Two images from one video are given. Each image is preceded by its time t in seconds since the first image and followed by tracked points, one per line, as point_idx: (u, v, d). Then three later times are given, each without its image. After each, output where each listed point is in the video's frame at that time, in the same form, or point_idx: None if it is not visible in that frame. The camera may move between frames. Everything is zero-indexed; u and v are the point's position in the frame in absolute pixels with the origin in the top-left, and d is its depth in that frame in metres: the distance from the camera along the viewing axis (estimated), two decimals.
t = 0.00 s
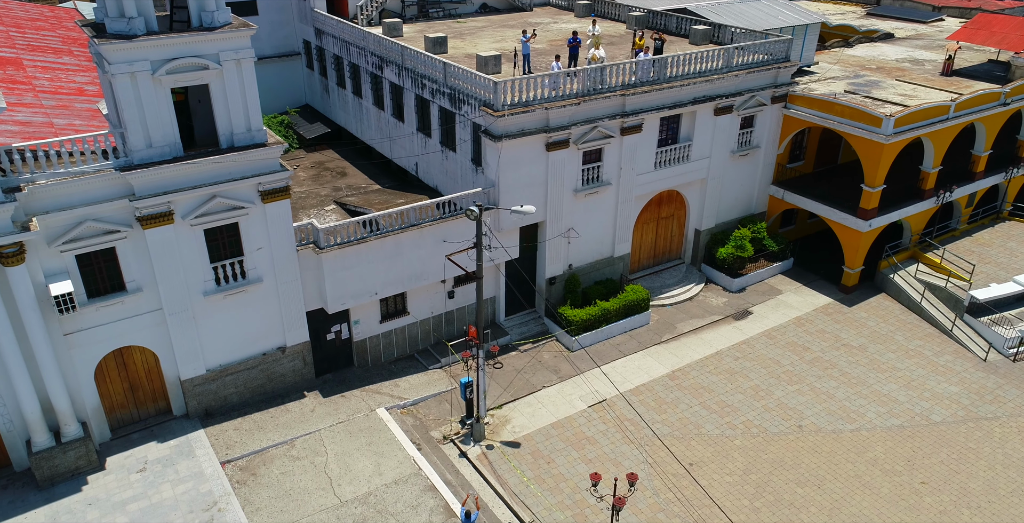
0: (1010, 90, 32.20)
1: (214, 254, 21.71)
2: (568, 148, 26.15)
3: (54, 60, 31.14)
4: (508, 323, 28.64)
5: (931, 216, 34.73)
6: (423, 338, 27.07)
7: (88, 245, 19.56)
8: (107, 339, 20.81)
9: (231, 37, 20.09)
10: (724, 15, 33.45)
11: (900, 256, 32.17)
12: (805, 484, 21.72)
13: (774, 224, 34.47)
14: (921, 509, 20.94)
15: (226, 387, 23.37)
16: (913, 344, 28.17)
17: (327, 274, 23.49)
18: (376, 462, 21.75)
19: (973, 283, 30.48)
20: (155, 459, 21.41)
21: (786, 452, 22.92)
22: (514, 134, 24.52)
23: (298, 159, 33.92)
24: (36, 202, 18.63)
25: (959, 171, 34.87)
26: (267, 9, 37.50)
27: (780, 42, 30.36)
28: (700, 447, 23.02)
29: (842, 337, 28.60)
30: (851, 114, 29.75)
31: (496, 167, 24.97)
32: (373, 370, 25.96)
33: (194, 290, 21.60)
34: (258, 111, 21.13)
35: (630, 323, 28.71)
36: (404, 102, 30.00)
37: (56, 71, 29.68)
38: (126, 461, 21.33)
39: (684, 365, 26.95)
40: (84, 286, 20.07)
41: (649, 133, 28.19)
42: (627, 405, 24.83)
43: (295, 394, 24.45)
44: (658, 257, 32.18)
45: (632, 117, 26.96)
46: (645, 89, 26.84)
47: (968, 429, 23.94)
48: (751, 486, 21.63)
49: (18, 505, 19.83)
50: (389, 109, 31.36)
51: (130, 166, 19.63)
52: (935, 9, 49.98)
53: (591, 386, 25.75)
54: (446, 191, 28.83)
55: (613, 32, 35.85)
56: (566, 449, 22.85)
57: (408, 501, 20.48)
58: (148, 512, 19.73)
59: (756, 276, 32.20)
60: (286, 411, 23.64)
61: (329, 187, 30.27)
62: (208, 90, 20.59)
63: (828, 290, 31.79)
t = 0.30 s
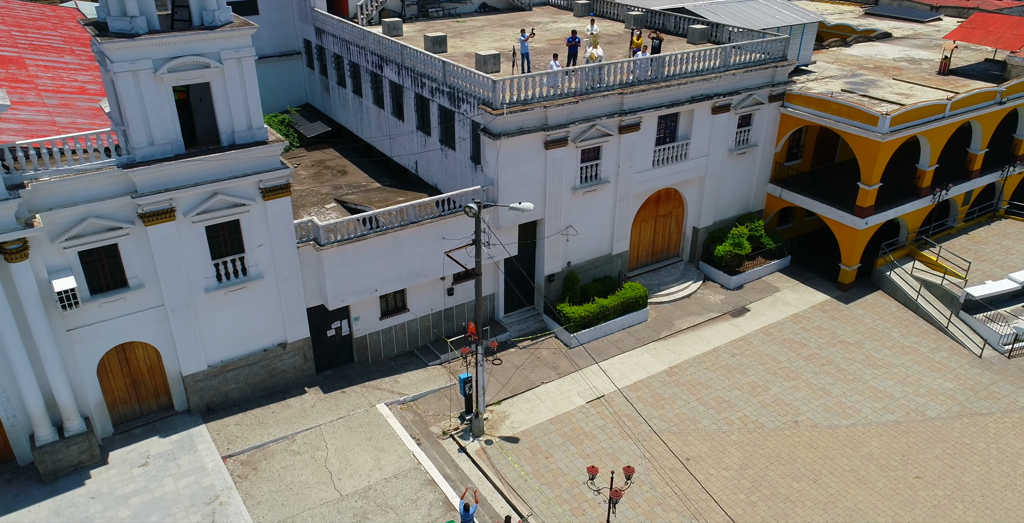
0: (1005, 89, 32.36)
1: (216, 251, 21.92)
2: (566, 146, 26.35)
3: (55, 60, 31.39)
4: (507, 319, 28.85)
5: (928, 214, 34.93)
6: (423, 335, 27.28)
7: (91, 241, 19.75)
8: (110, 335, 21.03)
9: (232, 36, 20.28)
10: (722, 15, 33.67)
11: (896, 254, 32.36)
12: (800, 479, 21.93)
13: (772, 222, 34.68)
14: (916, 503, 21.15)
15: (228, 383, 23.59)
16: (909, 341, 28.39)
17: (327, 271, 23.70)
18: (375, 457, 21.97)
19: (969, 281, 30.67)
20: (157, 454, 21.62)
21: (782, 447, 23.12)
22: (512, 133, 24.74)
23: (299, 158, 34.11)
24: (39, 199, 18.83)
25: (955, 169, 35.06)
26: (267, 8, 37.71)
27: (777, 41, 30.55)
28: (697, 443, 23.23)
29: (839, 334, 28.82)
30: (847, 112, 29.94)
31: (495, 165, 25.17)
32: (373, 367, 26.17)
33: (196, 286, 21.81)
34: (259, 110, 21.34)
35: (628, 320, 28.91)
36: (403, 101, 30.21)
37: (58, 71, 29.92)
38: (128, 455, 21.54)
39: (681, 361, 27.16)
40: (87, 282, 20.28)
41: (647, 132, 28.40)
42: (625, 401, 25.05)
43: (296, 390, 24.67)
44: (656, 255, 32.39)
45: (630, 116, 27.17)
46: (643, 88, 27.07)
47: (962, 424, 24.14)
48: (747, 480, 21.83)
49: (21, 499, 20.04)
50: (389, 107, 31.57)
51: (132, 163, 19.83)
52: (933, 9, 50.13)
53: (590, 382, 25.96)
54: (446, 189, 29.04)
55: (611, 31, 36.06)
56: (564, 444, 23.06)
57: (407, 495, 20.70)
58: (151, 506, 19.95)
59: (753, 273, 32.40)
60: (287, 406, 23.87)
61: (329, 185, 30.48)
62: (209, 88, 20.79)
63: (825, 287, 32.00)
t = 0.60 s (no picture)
0: (1001, 87, 32.59)
1: (219, 246, 22.19)
2: (565, 144, 26.63)
3: (59, 59, 31.70)
4: (507, 315, 29.13)
5: (924, 211, 35.19)
6: (423, 330, 27.56)
7: (96, 236, 20.02)
8: (114, 329, 21.30)
9: (235, 34, 20.54)
10: (720, 14, 33.95)
11: (893, 251, 32.60)
12: (796, 471, 22.21)
13: (770, 220, 34.93)
14: (910, 495, 21.44)
15: (231, 377, 23.87)
16: (904, 337, 28.69)
17: (328, 267, 23.96)
18: (376, 450, 22.24)
19: (964, 277, 30.94)
20: (161, 447, 21.91)
21: (779, 440, 23.40)
22: (512, 130, 25.01)
23: (300, 156, 34.36)
24: (45, 195, 19.10)
25: (951, 167, 35.33)
26: (269, 8, 38.00)
27: (775, 40, 30.82)
28: (695, 436, 23.51)
29: (835, 330, 29.11)
30: (844, 111, 30.21)
31: (494, 162, 25.44)
32: (374, 362, 26.44)
33: (199, 282, 22.09)
34: (261, 107, 21.62)
35: (626, 316, 29.18)
36: (404, 99, 30.49)
37: (62, 70, 30.24)
38: (132, 449, 21.82)
39: (679, 357, 27.45)
40: (92, 277, 20.55)
41: (645, 130, 28.67)
42: (624, 395, 25.32)
43: (298, 384, 24.95)
44: (654, 252, 32.65)
45: (628, 114, 27.45)
46: (641, 86, 27.35)
47: (956, 418, 24.42)
48: (744, 473, 22.11)
49: (28, 491, 20.33)
50: (389, 106, 31.84)
51: (136, 159, 20.10)
52: (931, 8, 50.40)
53: (589, 377, 26.24)
54: (446, 186, 29.31)
55: (610, 30, 36.35)
56: (563, 438, 23.33)
57: (408, 487, 20.98)
58: (155, 498, 20.24)
59: (751, 270, 32.65)
60: (289, 400, 24.15)
61: (330, 183, 30.76)
62: (213, 86, 21.05)
63: (822, 284, 32.29)
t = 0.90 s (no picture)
0: (996, 85, 32.90)
1: (223, 242, 22.51)
2: (565, 141, 26.95)
3: (63, 57, 32.02)
4: (507, 311, 29.44)
5: (920, 209, 35.51)
6: (424, 326, 27.88)
7: (102, 231, 20.33)
8: (120, 323, 21.62)
9: (239, 32, 20.87)
10: (718, 13, 34.25)
11: (889, 248, 32.94)
12: (792, 463, 22.52)
13: (767, 217, 35.23)
14: (904, 486, 21.75)
15: (235, 372, 24.18)
16: (900, 332, 29.00)
17: (331, 262, 24.28)
18: (379, 442, 22.56)
19: (960, 273, 31.27)
20: (166, 440, 22.22)
21: (775, 433, 23.71)
22: (512, 127, 25.32)
23: (302, 154, 34.69)
24: (53, 190, 19.40)
25: (948, 164, 35.66)
26: (271, 7, 38.32)
27: (773, 38, 31.13)
28: (692, 429, 23.82)
29: (832, 325, 29.43)
30: (841, 109, 30.52)
31: (495, 159, 25.77)
32: (376, 356, 26.76)
33: (203, 277, 22.40)
34: (265, 104, 21.92)
35: (625, 312, 29.50)
36: (405, 97, 30.80)
37: (66, 68, 30.56)
38: (138, 441, 22.13)
39: (677, 351, 27.77)
40: (99, 271, 20.86)
41: (644, 127, 28.99)
42: (622, 389, 25.64)
43: (301, 379, 25.27)
44: (653, 249, 32.96)
45: (627, 111, 27.78)
46: (639, 84, 27.68)
47: (951, 412, 24.74)
48: (741, 465, 22.42)
49: (35, 482, 20.64)
50: (391, 104, 32.16)
51: (142, 155, 20.40)
52: (928, 7, 50.75)
53: (588, 371, 26.55)
54: (446, 183, 29.63)
55: (610, 29, 36.66)
56: (562, 431, 23.64)
57: (410, 479, 21.29)
58: (161, 489, 20.54)
59: (749, 267, 32.98)
60: (292, 394, 24.47)
61: (332, 180, 31.09)
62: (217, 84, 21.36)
63: (819, 280, 32.61)
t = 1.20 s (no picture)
0: (993, 84, 33.18)
1: (228, 237, 22.82)
2: (565, 139, 27.27)
3: (67, 56, 32.32)
4: (508, 307, 29.75)
5: (918, 206, 35.82)
6: (426, 321, 28.19)
7: (110, 227, 20.63)
8: (127, 318, 21.93)
9: (245, 30, 21.18)
10: (717, 12, 34.51)
11: (886, 245, 33.26)
12: (790, 456, 22.84)
13: (766, 214, 35.53)
14: (900, 478, 22.06)
15: (239, 366, 24.49)
16: (897, 327, 29.31)
17: (335, 258, 24.59)
18: (382, 435, 22.88)
19: (956, 270, 31.59)
20: (172, 432, 22.53)
21: (773, 427, 24.01)
22: (513, 125, 25.64)
23: (305, 152, 34.98)
24: (61, 186, 19.70)
25: (945, 162, 35.95)
26: (273, 7, 38.63)
27: (771, 37, 31.44)
28: (691, 423, 24.12)
29: (830, 321, 29.74)
30: (838, 107, 30.84)
31: (496, 156, 26.08)
32: (378, 351, 27.07)
33: (209, 272, 22.71)
34: (270, 102, 22.22)
35: (625, 308, 29.80)
36: (407, 95, 31.10)
37: (71, 67, 30.85)
38: (144, 434, 22.44)
39: (676, 346, 28.09)
40: (106, 266, 21.17)
41: (643, 125, 29.30)
42: (622, 384, 25.94)
43: (305, 373, 25.59)
44: (652, 246, 33.26)
45: (626, 109, 28.09)
46: (639, 83, 27.99)
47: (946, 405, 25.05)
48: (739, 457, 22.73)
49: (43, 473, 20.96)
50: (393, 102, 32.47)
51: (149, 151, 20.71)
52: (926, 6, 51.14)
53: (588, 366, 26.86)
54: (448, 180, 29.93)
55: (610, 28, 36.97)
56: (563, 424, 23.95)
57: (413, 470, 21.60)
58: (167, 480, 20.85)
59: (747, 263, 33.29)
60: (296, 388, 24.80)
61: (335, 178, 31.39)
62: (222, 81, 21.65)
63: (817, 277, 32.92)
